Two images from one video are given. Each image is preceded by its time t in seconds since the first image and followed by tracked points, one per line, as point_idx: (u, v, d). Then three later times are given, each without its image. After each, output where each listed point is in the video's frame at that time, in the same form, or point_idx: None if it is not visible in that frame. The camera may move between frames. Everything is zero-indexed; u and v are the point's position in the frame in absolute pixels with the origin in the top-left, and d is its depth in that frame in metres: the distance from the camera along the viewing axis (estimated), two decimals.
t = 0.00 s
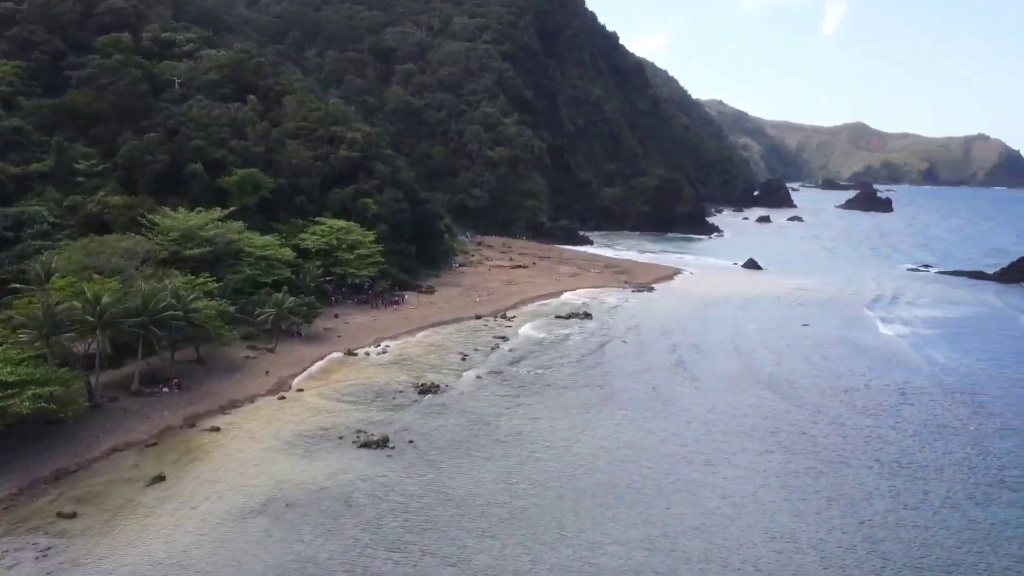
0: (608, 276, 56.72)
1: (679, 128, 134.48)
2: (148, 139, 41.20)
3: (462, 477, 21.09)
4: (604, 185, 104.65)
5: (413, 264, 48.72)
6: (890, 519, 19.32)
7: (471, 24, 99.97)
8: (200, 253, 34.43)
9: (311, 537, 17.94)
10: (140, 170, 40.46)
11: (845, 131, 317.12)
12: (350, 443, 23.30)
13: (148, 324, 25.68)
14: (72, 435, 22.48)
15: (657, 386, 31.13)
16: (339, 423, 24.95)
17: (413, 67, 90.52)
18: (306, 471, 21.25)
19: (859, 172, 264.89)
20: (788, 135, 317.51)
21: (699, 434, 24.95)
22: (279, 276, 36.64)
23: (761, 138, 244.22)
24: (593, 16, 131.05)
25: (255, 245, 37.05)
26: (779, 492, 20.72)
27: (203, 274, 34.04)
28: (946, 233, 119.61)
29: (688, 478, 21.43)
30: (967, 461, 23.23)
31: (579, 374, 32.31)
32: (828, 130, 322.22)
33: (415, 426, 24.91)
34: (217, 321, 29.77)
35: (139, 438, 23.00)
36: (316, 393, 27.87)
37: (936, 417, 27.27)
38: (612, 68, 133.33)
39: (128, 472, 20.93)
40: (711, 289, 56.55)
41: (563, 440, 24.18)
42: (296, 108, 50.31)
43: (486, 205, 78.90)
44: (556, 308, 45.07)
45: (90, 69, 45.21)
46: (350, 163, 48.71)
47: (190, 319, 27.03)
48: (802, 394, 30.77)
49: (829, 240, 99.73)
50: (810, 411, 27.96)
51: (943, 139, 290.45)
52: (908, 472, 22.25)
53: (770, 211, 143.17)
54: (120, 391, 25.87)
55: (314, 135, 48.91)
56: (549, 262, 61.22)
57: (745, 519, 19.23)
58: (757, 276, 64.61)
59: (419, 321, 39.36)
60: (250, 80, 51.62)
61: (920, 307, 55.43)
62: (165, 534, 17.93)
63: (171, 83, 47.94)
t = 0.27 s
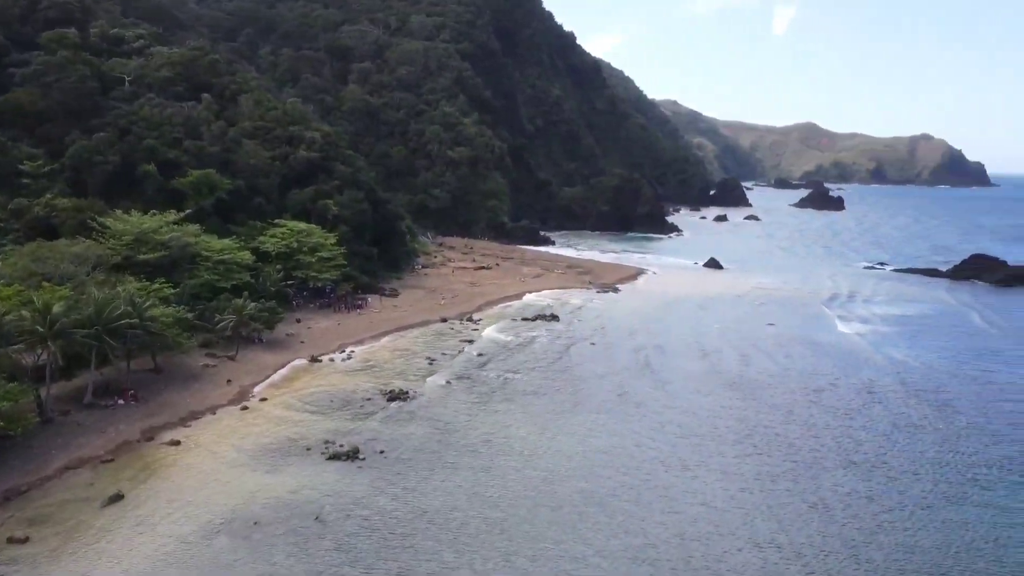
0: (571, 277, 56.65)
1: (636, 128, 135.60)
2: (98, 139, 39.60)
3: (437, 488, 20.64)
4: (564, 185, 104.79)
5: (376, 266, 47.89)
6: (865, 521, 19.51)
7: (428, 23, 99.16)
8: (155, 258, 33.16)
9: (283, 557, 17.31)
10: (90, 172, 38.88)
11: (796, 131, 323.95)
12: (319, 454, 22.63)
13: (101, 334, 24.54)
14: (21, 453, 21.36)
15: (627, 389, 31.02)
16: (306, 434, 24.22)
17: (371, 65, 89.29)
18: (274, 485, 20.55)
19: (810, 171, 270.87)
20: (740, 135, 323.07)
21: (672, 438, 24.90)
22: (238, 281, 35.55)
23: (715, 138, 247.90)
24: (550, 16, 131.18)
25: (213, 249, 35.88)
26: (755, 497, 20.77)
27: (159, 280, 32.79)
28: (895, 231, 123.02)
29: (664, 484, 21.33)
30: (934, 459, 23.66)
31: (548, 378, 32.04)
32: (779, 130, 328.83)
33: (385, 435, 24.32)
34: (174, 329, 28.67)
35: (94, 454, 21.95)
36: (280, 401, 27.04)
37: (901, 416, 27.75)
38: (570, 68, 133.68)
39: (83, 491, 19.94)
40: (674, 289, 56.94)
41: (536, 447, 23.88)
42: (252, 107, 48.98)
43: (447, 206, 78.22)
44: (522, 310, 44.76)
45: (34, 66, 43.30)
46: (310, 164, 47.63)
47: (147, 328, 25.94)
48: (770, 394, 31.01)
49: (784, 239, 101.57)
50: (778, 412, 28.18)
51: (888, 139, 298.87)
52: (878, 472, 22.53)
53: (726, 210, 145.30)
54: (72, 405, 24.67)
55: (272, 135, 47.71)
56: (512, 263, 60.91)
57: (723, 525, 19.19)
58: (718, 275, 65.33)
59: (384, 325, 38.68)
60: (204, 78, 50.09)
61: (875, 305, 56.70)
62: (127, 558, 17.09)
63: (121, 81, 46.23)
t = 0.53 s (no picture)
0: (548, 278, 56.27)
1: (607, 128, 135.84)
2: (60, 139, 38.17)
3: (426, 501, 20.06)
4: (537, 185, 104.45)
5: (351, 269, 47.01)
6: (858, 528, 19.43)
7: (399, 21, 98.18)
8: (123, 262, 31.97)
9: None
10: (52, 173, 37.46)
11: (763, 131, 327.91)
12: (301, 466, 21.92)
13: (69, 343, 23.46)
14: None
15: (612, 392, 30.69)
16: (287, 444, 23.47)
17: (341, 63, 88.03)
18: (256, 501, 19.80)
19: (777, 171, 274.28)
20: (708, 135, 326.12)
21: (661, 445, 24.60)
22: (210, 285, 34.49)
23: (684, 138, 249.80)
24: (521, 15, 130.79)
25: (183, 253, 34.77)
26: (747, 504, 20.56)
27: (128, 285, 31.63)
28: (862, 230, 124.98)
29: (656, 493, 21.00)
30: (920, 462, 23.71)
31: (532, 382, 31.55)
32: (746, 130, 332.67)
33: (369, 445, 23.63)
34: (145, 336, 27.63)
35: (63, 470, 20.93)
36: (258, 410, 26.21)
37: (884, 418, 27.83)
38: (541, 68, 133.48)
39: (52, 510, 18.96)
40: (651, 289, 56.87)
41: (524, 456, 23.40)
42: (221, 106, 47.71)
43: (421, 206, 77.38)
44: (501, 312, 44.28)
45: None
46: (282, 164, 46.54)
47: (117, 336, 24.89)
48: (754, 396, 30.92)
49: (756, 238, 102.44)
50: (764, 415, 28.08)
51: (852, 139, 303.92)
52: (867, 477, 22.49)
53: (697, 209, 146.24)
54: (39, 418, 23.56)
55: (243, 134, 46.47)
56: (489, 264, 60.33)
57: (718, 534, 18.93)
58: (694, 276, 65.53)
59: (362, 329, 37.90)
60: (171, 76, 48.70)
61: (849, 303, 57.25)
62: None
63: (84, 79, 44.72)
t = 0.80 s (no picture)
0: (551, 279, 55.66)
1: (606, 127, 135.23)
2: (57, 139, 37.44)
3: (439, 513, 19.51)
4: (537, 184, 103.85)
5: (353, 270, 46.39)
6: (882, 544, 18.96)
7: (398, 20, 97.42)
8: (122, 264, 31.28)
9: None
10: (49, 174, 36.76)
11: (760, 130, 327.64)
12: (308, 475, 21.36)
13: (69, 349, 22.79)
14: None
15: (622, 397, 30.12)
16: (293, 453, 22.86)
17: (340, 62, 87.25)
18: (263, 513, 19.24)
19: (774, 170, 273.95)
20: (706, 134, 325.71)
21: (675, 454, 24.02)
22: (211, 288, 33.82)
23: (681, 137, 249.19)
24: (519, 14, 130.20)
25: (183, 255, 34.09)
26: (768, 518, 20.05)
27: (127, 288, 30.94)
28: (862, 229, 124.72)
29: (674, 507, 20.48)
30: (940, 472, 23.28)
31: (540, 386, 30.95)
32: (743, 129, 332.50)
33: (377, 453, 23.06)
34: (146, 340, 26.97)
35: (63, 481, 20.29)
36: (262, 417, 25.59)
37: (900, 425, 27.39)
38: (539, 67, 132.80)
39: (52, 523, 18.35)
40: (656, 290, 56.35)
41: (536, 466, 22.82)
42: (221, 105, 46.98)
43: (422, 206, 76.73)
44: (506, 314, 43.68)
45: None
46: (283, 164, 45.84)
47: (117, 342, 24.23)
48: (767, 401, 30.37)
49: (757, 238, 102.00)
50: (778, 421, 27.56)
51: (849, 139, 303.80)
52: (887, 489, 22.03)
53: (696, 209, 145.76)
54: (38, 425, 22.90)
55: (243, 133, 45.75)
56: (491, 264, 59.72)
57: (740, 551, 18.43)
58: (697, 276, 65.03)
59: (365, 331, 37.29)
60: (169, 75, 47.97)
61: (855, 305, 56.84)
62: None
63: (81, 77, 43.99)
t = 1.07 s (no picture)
0: (557, 279, 55.05)
1: (607, 127, 134.61)
2: (56, 138, 36.76)
3: (452, 527, 18.94)
4: (539, 184, 103.21)
5: (357, 271, 45.78)
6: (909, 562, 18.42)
7: (399, 18, 96.71)
8: (124, 266, 30.61)
9: None
10: (49, 174, 36.09)
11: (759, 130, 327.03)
12: (317, 484, 20.75)
13: (69, 355, 22.11)
14: None
15: (635, 402, 29.50)
16: (300, 460, 22.24)
17: (341, 61, 86.54)
18: (271, 525, 18.65)
19: (774, 169, 273.34)
20: (706, 133, 325.03)
21: (692, 463, 23.41)
22: (214, 290, 33.16)
23: (681, 137, 248.48)
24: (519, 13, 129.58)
25: (186, 256, 33.44)
26: (791, 533, 19.49)
27: (129, 290, 30.28)
28: (865, 229, 124.28)
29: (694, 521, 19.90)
30: (963, 483, 22.73)
31: (550, 391, 30.32)
32: (743, 128, 332.11)
33: (386, 461, 22.46)
34: (149, 344, 26.31)
35: (64, 491, 19.64)
36: (268, 423, 24.96)
37: (919, 432, 26.83)
38: (540, 66, 132.13)
39: (53, 537, 17.71)
40: (662, 291, 55.78)
41: (551, 475, 22.22)
42: (222, 104, 46.28)
43: (424, 206, 76.09)
44: (513, 316, 43.07)
45: None
46: (285, 164, 45.16)
47: (119, 347, 23.55)
48: (782, 405, 29.78)
49: (760, 238, 101.46)
50: (795, 427, 26.98)
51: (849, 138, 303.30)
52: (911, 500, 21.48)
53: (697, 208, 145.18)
54: (37, 433, 22.24)
55: (245, 132, 45.04)
56: (495, 265, 59.10)
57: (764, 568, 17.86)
58: (702, 277, 64.46)
59: (370, 334, 36.68)
60: (170, 74, 47.27)
61: (863, 306, 56.28)
62: None
63: (81, 76, 43.29)
